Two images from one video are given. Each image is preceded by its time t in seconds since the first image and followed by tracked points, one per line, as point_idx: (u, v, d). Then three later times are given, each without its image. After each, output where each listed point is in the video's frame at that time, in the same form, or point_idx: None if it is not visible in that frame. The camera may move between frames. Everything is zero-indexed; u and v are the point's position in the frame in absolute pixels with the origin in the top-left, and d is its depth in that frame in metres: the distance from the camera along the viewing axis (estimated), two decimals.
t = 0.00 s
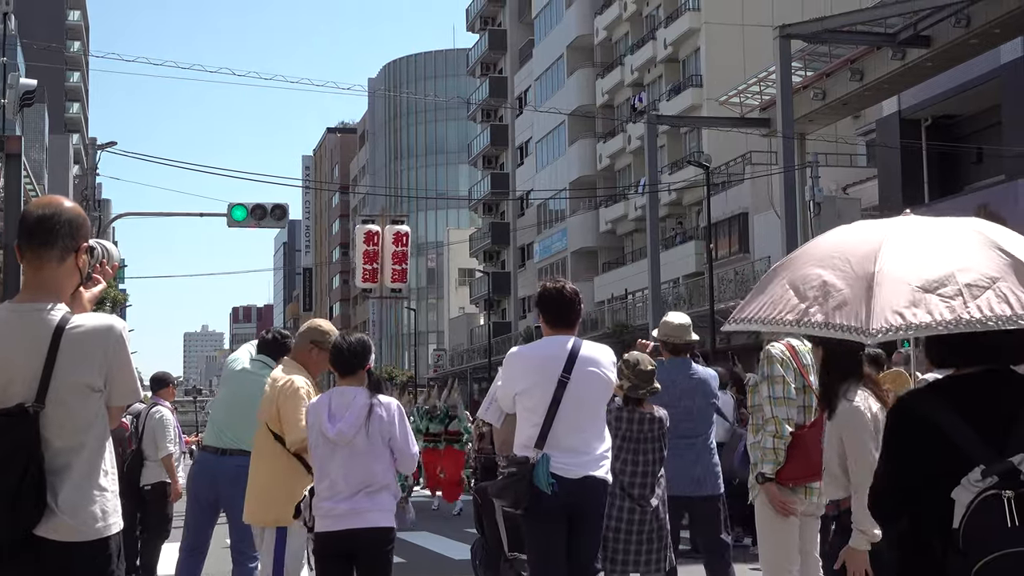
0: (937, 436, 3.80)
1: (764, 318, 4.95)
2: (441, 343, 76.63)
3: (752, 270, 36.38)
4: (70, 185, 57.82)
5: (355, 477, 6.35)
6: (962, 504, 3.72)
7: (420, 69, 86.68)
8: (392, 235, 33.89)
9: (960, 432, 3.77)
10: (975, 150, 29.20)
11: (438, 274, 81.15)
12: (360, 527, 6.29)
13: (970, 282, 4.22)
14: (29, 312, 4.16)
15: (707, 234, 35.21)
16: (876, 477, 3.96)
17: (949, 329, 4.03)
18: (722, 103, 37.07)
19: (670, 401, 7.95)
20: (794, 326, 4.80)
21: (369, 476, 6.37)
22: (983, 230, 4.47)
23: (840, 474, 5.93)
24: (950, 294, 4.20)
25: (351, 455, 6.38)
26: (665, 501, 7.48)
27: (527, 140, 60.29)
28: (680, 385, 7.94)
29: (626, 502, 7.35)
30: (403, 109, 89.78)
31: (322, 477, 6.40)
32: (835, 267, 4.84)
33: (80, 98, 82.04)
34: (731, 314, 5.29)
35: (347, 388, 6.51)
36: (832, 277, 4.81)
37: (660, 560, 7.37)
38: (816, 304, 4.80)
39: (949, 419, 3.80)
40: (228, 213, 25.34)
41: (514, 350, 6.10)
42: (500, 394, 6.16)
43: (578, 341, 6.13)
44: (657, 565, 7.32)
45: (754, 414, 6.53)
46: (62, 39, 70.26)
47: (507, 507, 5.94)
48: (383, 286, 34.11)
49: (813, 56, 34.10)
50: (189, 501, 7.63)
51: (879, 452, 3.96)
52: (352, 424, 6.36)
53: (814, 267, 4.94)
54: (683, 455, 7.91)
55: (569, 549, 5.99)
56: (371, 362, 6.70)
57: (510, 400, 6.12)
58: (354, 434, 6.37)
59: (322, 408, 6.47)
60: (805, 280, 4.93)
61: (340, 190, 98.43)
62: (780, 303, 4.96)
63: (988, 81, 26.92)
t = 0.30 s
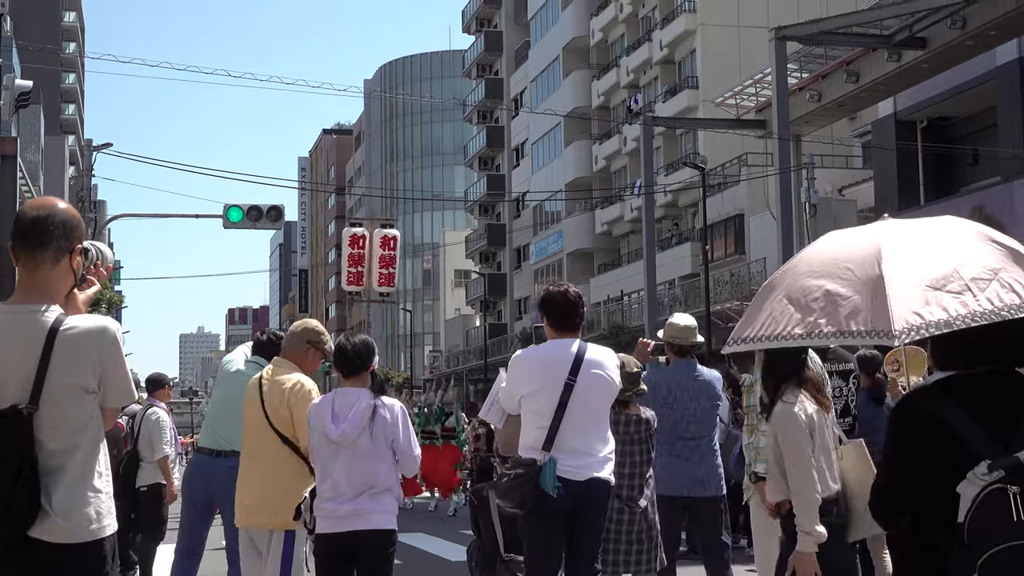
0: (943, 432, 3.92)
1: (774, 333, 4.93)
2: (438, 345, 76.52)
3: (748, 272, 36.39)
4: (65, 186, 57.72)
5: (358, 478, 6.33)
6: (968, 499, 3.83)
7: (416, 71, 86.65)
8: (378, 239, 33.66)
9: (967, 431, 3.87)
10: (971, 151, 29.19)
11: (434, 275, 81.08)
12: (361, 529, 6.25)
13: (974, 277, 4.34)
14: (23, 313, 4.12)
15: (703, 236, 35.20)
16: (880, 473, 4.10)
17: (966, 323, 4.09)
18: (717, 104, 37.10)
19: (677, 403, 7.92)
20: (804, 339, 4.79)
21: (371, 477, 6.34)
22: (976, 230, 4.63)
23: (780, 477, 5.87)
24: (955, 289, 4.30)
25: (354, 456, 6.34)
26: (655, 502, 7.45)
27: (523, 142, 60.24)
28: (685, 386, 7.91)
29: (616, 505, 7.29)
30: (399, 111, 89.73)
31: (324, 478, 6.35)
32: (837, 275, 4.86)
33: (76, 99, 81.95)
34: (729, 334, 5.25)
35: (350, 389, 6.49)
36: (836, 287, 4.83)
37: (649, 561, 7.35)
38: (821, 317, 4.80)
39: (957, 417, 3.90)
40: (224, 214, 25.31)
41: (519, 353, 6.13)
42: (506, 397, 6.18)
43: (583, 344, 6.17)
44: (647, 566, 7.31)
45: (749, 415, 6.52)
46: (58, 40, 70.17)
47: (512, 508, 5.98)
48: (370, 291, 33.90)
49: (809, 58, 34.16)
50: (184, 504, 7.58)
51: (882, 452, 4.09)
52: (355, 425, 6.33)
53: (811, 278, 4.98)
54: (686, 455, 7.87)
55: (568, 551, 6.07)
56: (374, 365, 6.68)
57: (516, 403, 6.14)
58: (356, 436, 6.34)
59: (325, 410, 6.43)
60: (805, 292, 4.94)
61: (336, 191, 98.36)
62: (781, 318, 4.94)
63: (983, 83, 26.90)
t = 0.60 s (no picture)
0: (952, 422, 3.73)
1: (788, 341, 4.70)
2: (436, 342, 76.56)
3: (747, 270, 36.38)
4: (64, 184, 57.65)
5: (359, 476, 6.32)
6: (977, 480, 3.60)
7: (415, 68, 86.61)
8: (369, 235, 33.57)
9: (976, 417, 3.69)
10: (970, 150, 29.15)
11: (433, 273, 81.11)
12: (362, 526, 6.24)
13: (992, 281, 4.38)
14: (21, 311, 4.10)
15: (703, 234, 35.19)
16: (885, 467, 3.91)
17: (992, 330, 4.05)
18: (716, 102, 37.06)
19: (682, 400, 7.92)
20: (823, 349, 4.57)
21: (372, 475, 6.33)
22: (984, 231, 4.76)
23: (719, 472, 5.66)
24: (977, 296, 4.29)
25: (355, 455, 6.33)
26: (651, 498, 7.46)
27: (522, 139, 60.19)
28: (691, 384, 7.91)
29: (615, 503, 7.30)
30: (398, 109, 89.67)
31: (325, 476, 6.35)
32: (853, 282, 4.72)
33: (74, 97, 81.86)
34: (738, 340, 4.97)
35: (350, 387, 6.47)
36: (855, 293, 4.68)
37: (648, 558, 7.34)
38: (838, 324, 4.61)
39: (966, 403, 3.73)
40: (223, 211, 25.30)
41: (520, 353, 6.13)
42: (509, 394, 6.17)
43: (587, 344, 6.17)
44: (646, 562, 7.29)
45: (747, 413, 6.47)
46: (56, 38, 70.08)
47: (513, 505, 5.98)
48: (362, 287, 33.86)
49: (808, 56, 34.18)
50: (182, 499, 7.55)
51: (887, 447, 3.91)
52: (356, 422, 6.32)
53: (824, 284, 4.79)
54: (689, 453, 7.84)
55: (568, 550, 6.07)
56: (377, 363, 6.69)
57: (519, 401, 6.13)
58: (356, 432, 6.34)
59: (326, 407, 6.41)
60: (820, 299, 4.75)
61: (335, 188, 98.31)
62: (797, 326, 4.71)
63: (983, 81, 26.87)
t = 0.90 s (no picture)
0: (913, 426, 3.81)
1: (763, 348, 4.40)
2: (437, 341, 76.56)
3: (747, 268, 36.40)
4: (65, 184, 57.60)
5: (358, 476, 6.31)
6: (925, 486, 3.70)
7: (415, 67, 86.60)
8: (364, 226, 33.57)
9: (933, 422, 3.77)
10: (970, 147, 29.11)
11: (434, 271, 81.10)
12: (365, 525, 6.23)
13: (966, 273, 4.15)
14: (17, 311, 4.10)
15: (703, 232, 35.18)
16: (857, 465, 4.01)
17: (971, 322, 3.89)
18: (716, 100, 37.02)
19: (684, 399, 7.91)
20: (800, 353, 4.27)
21: (371, 475, 6.32)
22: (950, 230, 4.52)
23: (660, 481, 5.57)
24: (953, 288, 4.07)
25: (355, 453, 6.33)
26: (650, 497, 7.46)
27: (522, 138, 60.18)
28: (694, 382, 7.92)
29: (614, 500, 7.29)
30: (398, 107, 89.63)
31: (324, 476, 6.34)
32: (823, 284, 4.41)
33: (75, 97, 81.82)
34: (707, 350, 4.66)
35: (350, 386, 6.46)
36: (827, 295, 4.36)
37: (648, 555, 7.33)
38: (812, 327, 4.31)
39: (926, 407, 3.80)
40: (223, 211, 25.28)
41: (518, 353, 6.12)
42: (507, 394, 6.19)
43: (584, 343, 6.18)
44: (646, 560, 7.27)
45: (746, 411, 6.47)
46: (57, 38, 70.00)
47: (510, 504, 5.97)
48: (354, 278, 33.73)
49: (808, 53, 34.22)
50: (182, 501, 7.55)
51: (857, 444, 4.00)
52: (355, 422, 6.30)
53: (794, 289, 4.47)
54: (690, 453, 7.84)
55: (566, 547, 6.06)
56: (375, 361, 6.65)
57: (516, 401, 6.14)
58: (357, 431, 6.32)
59: (325, 406, 6.39)
60: (790, 303, 4.43)
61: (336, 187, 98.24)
62: (770, 334, 4.41)
63: (983, 78, 26.84)
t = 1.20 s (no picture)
0: (829, 430, 3.74)
1: (687, 334, 4.74)
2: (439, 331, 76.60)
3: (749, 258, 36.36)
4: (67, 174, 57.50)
5: (356, 465, 6.32)
6: (843, 485, 3.61)
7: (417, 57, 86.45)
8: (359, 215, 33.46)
9: (847, 420, 3.70)
10: (973, 137, 29.02)
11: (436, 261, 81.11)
12: (362, 514, 6.25)
13: (890, 276, 4.17)
14: (18, 300, 4.10)
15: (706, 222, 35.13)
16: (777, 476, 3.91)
17: (885, 322, 3.86)
18: (719, 90, 36.94)
19: (689, 388, 7.91)
20: (719, 340, 4.60)
21: (369, 464, 6.33)
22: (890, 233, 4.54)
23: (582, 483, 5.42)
24: (873, 289, 4.10)
25: (353, 443, 6.34)
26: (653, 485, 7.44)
27: (524, 128, 60.12)
28: (697, 371, 7.92)
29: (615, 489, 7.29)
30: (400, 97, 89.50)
31: (323, 464, 6.35)
32: (749, 275, 4.70)
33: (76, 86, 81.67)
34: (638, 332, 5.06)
35: (347, 375, 6.48)
36: (750, 285, 4.67)
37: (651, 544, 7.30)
38: (736, 316, 4.62)
39: (837, 411, 3.73)
40: (225, 201, 25.27)
41: (510, 342, 6.19)
42: (498, 383, 6.29)
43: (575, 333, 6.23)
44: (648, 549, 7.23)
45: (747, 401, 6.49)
46: (59, 27, 69.81)
47: (501, 492, 6.00)
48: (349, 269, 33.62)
49: (811, 43, 34.12)
50: (183, 490, 7.56)
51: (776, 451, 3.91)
52: (353, 411, 6.32)
53: (722, 278, 4.79)
54: (693, 442, 7.84)
55: (560, 534, 6.11)
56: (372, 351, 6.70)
57: (508, 389, 6.24)
58: (356, 422, 6.33)
59: (323, 395, 6.39)
60: (716, 292, 4.76)
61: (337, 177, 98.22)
62: (694, 318, 4.76)
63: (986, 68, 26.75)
